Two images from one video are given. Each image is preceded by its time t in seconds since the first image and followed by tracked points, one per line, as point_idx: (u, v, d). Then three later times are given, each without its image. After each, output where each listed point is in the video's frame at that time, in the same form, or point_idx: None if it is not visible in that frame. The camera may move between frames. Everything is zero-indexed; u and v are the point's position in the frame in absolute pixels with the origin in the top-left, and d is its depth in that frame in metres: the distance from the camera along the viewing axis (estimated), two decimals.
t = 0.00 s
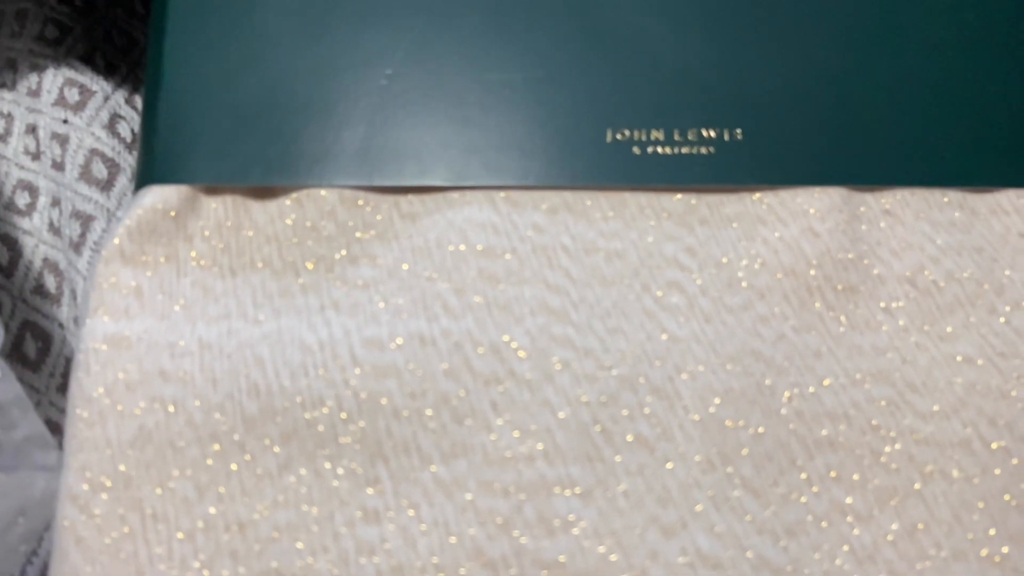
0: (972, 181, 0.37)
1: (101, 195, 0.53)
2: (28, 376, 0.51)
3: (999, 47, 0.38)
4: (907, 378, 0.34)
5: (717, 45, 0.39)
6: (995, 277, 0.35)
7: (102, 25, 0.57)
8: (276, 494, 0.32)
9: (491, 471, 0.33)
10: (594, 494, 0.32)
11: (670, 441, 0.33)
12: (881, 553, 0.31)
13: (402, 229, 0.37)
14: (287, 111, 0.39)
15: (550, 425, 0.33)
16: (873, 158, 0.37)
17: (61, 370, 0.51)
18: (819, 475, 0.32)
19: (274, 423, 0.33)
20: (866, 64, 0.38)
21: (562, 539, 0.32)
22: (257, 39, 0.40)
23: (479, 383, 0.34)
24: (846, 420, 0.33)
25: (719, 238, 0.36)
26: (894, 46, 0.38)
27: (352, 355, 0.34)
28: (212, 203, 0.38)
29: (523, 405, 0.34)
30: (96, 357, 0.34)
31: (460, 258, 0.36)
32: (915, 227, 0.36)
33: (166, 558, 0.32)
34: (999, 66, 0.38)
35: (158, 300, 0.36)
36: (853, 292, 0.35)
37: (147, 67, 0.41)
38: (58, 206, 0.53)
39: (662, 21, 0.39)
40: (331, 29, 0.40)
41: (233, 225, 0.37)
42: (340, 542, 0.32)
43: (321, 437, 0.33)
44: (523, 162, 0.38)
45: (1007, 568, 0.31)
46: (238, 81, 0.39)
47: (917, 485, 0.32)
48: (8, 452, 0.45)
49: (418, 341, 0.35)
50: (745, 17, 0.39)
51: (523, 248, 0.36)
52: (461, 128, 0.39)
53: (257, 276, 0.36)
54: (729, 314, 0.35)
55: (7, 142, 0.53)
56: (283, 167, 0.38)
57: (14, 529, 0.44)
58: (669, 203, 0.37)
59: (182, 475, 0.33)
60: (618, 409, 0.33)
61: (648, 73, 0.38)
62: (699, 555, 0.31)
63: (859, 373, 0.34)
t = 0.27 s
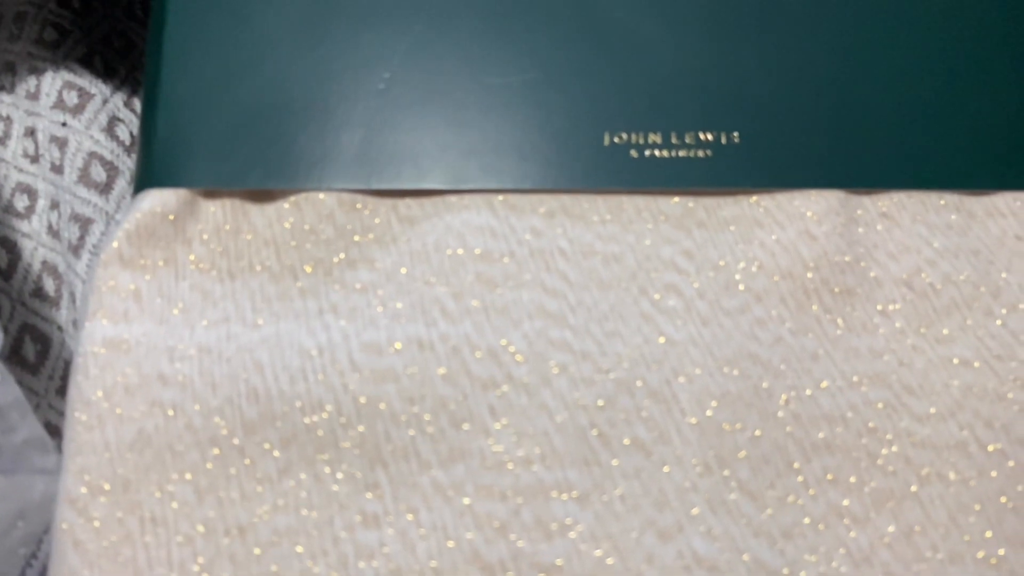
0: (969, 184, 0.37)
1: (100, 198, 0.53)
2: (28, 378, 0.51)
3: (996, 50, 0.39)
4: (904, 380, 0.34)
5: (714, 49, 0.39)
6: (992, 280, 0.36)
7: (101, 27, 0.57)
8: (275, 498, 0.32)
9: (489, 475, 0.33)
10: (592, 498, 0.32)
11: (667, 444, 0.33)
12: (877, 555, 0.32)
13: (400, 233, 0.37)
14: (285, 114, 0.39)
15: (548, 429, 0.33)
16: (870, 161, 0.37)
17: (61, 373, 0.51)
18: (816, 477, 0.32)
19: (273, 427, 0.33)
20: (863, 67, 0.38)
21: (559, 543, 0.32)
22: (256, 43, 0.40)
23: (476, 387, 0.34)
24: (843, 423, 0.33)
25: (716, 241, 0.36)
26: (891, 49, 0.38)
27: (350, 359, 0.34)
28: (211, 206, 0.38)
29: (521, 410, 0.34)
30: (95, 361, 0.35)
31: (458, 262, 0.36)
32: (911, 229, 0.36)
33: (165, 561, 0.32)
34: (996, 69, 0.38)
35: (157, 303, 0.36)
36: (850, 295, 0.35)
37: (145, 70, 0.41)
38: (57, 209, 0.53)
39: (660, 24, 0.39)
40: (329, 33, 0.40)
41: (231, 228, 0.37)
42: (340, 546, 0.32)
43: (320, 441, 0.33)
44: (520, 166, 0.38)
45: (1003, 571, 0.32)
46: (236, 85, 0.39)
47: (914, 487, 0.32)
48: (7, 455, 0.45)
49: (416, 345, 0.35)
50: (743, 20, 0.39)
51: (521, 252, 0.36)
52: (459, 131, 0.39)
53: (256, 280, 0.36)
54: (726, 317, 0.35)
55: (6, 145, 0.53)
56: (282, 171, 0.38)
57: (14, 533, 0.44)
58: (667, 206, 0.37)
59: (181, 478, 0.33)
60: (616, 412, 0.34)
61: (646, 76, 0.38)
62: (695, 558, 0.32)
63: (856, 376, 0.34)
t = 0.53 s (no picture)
0: (967, 187, 0.37)
1: (100, 201, 0.54)
2: (28, 381, 0.51)
3: (993, 54, 0.39)
4: (901, 383, 0.34)
5: (713, 53, 0.39)
6: (989, 283, 0.36)
7: (101, 30, 0.57)
8: (276, 502, 0.33)
9: (488, 480, 0.33)
10: (590, 502, 0.33)
11: (665, 448, 0.33)
12: (874, 558, 0.32)
13: (399, 236, 0.37)
14: (285, 118, 0.39)
15: (546, 433, 0.33)
16: (867, 164, 0.38)
17: (61, 376, 0.51)
18: (813, 481, 0.33)
19: (274, 433, 0.34)
20: (861, 70, 0.38)
21: (557, 548, 0.32)
22: (255, 47, 0.40)
23: (475, 392, 0.34)
24: (841, 426, 0.33)
25: (715, 243, 0.37)
26: (889, 53, 0.38)
27: (350, 364, 0.34)
28: (211, 210, 0.38)
29: (520, 415, 0.34)
30: (95, 365, 0.35)
31: (457, 266, 0.36)
32: (909, 232, 0.37)
33: (166, 565, 0.32)
34: (995, 72, 0.38)
35: (157, 307, 0.36)
36: (848, 298, 0.35)
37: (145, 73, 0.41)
38: (57, 212, 0.53)
39: (659, 28, 0.39)
40: (329, 37, 0.40)
41: (231, 232, 0.38)
42: (340, 550, 0.32)
43: (321, 446, 0.33)
44: (519, 169, 0.38)
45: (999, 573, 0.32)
46: (236, 89, 0.39)
47: (911, 490, 0.32)
48: (8, 458, 0.45)
49: (416, 349, 0.35)
50: (741, 24, 0.39)
51: (520, 255, 0.37)
52: (458, 134, 0.39)
53: (256, 283, 0.36)
54: (724, 320, 0.35)
55: (6, 147, 0.53)
56: (281, 174, 0.38)
57: (15, 536, 0.45)
58: (665, 209, 0.37)
59: (181, 482, 0.33)
60: (614, 417, 0.34)
61: (644, 80, 0.39)
62: (692, 562, 0.32)
63: (853, 379, 0.34)
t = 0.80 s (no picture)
0: (963, 190, 0.37)
1: (100, 205, 0.54)
2: (29, 384, 0.51)
3: (990, 57, 0.39)
4: (897, 386, 0.34)
5: (710, 57, 0.39)
6: (985, 286, 0.36)
7: (101, 34, 0.57)
8: (276, 507, 0.33)
9: (486, 486, 0.33)
10: (587, 508, 0.33)
11: (662, 453, 0.33)
12: (869, 561, 0.32)
13: (398, 240, 0.37)
14: (285, 123, 0.39)
15: (544, 437, 0.34)
16: (864, 167, 0.38)
17: (62, 379, 0.52)
18: (809, 484, 0.33)
19: (274, 438, 0.34)
20: (857, 74, 0.38)
21: (555, 553, 0.32)
22: (255, 52, 0.40)
23: (474, 398, 0.34)
24: (837, 429, 0.33)
25: (712, 247, 0.37)
26: (885, 56, 0.39)
27: (350, 371, 0.35)
28: (211, 214, 0.38)
29: (518, 420, 0.34)
30: (96, 368, 0.35)
31: (455, 270, 0.37)
32: (905, 236, 0.37)
33: (166, 569, 0.32)
34: (991, 77, 0.39)
35: (157, 311, 0.36)
36: (845, 301, 0.36)
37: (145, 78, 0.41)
38: (58, 215, 0.53)
39: (657, 32, 0.39)
40: (328, 42, 0.40)
41: (231, 236, 0.38)
42: (340, 555, 0.32)
43: (321, 451, 0.34)
44: (517, 173, 0.38)
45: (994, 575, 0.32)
46: (236, 93, 0.39)
47: (906, 493, 0.33)
48: (9, 461, 0.46)
49: (415, 354, 0.35)
50: (738, 28, 0.39)
51: (518, 259, 0.37)
52: (456, 139, 0.39)
53: (255, 287, 0.37)
54: (721, 323, 0.35)
55: (6, 151, 0.53)
56: (281, 179, 0.39)
57: (16, 539, 0.45)
58: (663, 212, 0.38)
59: (181, 486, 0.33)
60: (611, 422, 0.34)
61: (642, 84, 0.39)
62: (688, 566, 0.32)
63: (849, 382, 0.34)
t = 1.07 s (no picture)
0: (960, 195, 0.38)
1: (102, 209, 0.54)
2: (31, 387, 0.51)
3: (986, 61, 0.39)
4: (893, 390, 0.34)
5: (708, 62, 0.39)
6: (981, 290, 0.36)
7: (102, 38, 0.57)
8: (277, 511, 0.33)
9: (486, 492, 0.33)
10: (585, 514, 0.33)
11: (660, 459, 0.34)
12: (865, 565, 0.32)
13: (398, 245, 0.38)
14: (285, 128, 0.39)
15: (543, 441, 0.34)
16: (861, 171, 0.38)
17: (64, 382, 0.52)
18: (806, 488, 0.33)
19: (275, 443, 0.34)
20: (854, 79, 0.39)
21: (553, 559, 0.33)
22: (255, 57, 0.40)
23: (474, 404, 0.35)
24: (834, 433, 0.34)
25: (710, 251, 0.37)
26: (882, 61, 0.39)
27: (351, 376, 0.35)
28: (212, 219, 0.38)
29: (517, 426, 0.34)
30: (97, 373, 0.35)
31: (455, 275, 0.37)
32: (901, 240, 0.37)
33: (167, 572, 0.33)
34: (988, 81, 0.39)
35: (158, 316, 0.36)
36: (841, 305, 0.36)
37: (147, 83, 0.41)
38: (59, 219, 0.53)
39: (656, 37, 0.40)
40: (328, 48, 0.40)
41: (232, 240, 0.38)
42: (341, 559, 0.33)
43: (322, 456, 0.34)
44: (517, 178, 0.39)
45: None
46: (237, 99, 0.40)
47: (903, 496, 0.33)
48: (14, 466, 0.49)
49: (415, 360, 0.35)
50: (736, 34, 0.39)
51: (517, 264, 0.37)
52: (456, 144, 0.39)
53: (257, 292, 0.37)
54: (719, 328, 0.35)
55: (8, 155, 0.54)
56: (282, 184, 0.39)
57: (19, 542, 0.48)
58: (661, 216, 0.38)
59: (183, 490, 0.33)
60: (609, 427, 0.34)
61: (641, 90, 0.39)
62: (685, 571, 0.32)
63: (846, 386, 0.34)
